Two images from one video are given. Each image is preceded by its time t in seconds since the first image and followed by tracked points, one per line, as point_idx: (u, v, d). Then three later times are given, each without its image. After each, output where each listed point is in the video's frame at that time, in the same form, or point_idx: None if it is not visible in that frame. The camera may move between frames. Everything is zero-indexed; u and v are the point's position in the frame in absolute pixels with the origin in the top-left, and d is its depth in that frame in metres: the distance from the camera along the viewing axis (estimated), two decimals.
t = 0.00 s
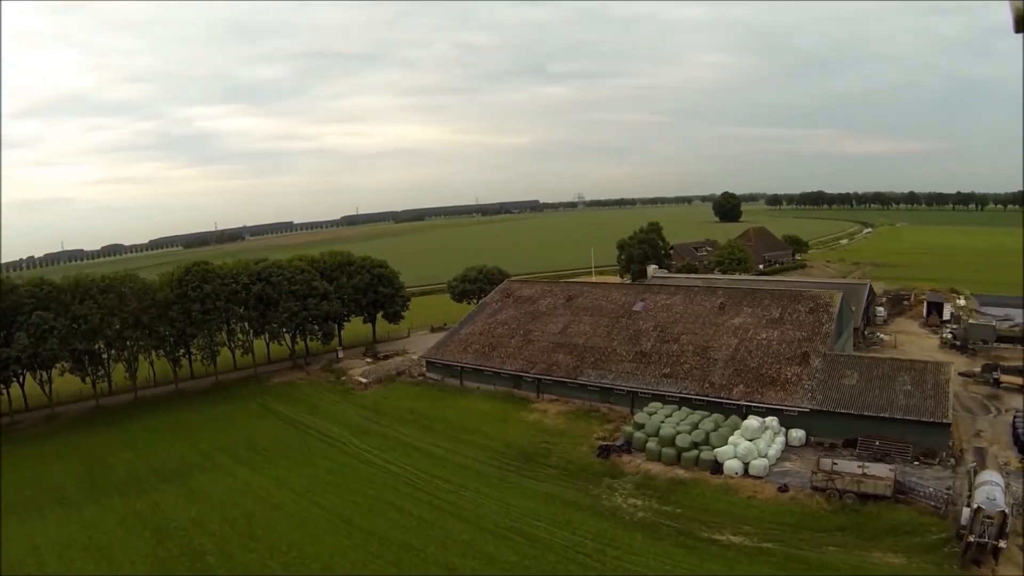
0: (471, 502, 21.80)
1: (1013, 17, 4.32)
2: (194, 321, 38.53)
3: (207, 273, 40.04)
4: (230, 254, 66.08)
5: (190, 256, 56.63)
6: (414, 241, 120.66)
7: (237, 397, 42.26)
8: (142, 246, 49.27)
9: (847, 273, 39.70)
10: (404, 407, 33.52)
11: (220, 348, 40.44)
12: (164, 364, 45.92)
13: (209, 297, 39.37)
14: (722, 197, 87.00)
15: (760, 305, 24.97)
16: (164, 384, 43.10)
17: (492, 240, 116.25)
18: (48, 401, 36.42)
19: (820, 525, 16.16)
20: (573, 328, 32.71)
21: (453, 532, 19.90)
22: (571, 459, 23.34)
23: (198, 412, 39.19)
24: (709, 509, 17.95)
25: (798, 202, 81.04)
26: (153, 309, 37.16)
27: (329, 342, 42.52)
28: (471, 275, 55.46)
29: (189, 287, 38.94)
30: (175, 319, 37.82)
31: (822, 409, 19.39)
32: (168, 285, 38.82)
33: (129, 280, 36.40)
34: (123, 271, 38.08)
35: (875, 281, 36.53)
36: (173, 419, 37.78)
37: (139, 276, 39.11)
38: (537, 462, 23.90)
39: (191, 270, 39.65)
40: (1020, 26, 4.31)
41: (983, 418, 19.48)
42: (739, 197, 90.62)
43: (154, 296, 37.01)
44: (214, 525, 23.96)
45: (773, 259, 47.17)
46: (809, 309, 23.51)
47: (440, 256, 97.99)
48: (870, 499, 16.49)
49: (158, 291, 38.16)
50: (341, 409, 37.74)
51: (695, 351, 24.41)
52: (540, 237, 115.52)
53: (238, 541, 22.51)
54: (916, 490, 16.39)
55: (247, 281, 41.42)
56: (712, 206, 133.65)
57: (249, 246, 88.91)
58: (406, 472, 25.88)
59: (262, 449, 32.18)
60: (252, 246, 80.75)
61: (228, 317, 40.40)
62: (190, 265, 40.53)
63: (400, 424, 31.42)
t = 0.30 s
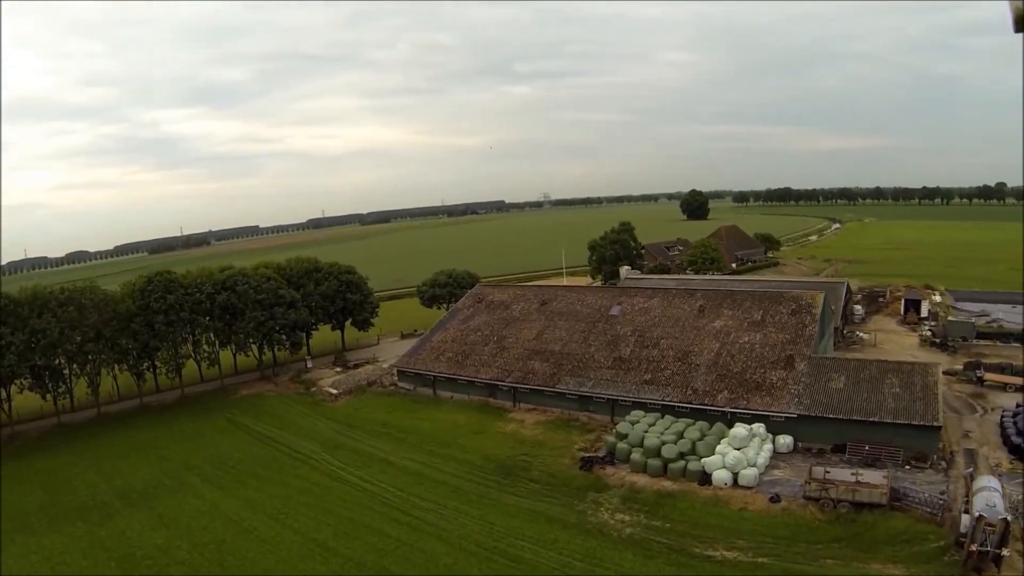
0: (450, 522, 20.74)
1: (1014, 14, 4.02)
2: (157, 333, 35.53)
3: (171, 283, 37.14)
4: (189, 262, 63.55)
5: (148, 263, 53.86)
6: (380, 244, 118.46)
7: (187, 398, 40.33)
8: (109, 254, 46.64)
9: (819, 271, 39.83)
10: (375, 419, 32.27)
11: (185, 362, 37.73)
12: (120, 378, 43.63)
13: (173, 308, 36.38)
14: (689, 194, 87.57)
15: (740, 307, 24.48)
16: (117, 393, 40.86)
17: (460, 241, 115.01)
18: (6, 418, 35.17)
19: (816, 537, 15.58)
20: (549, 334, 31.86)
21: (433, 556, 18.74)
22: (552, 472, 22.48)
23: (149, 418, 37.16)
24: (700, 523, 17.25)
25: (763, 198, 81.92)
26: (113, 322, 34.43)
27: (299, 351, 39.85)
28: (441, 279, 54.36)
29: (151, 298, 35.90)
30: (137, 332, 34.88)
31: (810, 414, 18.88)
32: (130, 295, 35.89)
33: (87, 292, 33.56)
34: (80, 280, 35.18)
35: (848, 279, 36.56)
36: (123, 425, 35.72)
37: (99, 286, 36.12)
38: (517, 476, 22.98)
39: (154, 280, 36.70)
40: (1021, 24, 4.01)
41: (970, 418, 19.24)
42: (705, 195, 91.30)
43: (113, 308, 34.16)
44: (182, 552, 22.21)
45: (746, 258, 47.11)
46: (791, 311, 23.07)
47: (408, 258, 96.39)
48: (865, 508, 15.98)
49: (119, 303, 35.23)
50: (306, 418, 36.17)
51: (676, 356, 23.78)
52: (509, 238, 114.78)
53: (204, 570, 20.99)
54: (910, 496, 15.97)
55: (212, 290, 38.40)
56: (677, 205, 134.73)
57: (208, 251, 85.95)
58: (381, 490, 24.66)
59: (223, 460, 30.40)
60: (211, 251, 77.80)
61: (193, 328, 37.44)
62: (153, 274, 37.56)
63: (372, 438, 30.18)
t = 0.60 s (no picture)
0: (435, 544, 19.78)
1: (1012, 15, 4.45)
2: (126, 345, 33.82)
3: (139, 291, 35.32)
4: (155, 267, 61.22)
5: (114, 267, 51.61)
6: (354, 247, 116.47)
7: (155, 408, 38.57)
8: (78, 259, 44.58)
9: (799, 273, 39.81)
10: (352, 432, 31.11)
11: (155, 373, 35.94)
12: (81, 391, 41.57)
13: (143, 318, 34.64)
14: (665, 195, 87.75)
15: (728, 313, 24.02)
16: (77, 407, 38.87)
17: (435, 243, 113.74)
18: None
19: (817, 553, 15.03)
20: (531, 342, 31.08)
21: None
22: (539, 488, 21.67)
23: (113, 430, 35.40)
24: (696, 539, 16.59)
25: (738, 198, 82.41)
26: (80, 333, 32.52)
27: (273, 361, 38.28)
28: (418, 285, 53.27)
29: (119, 308, 34.10)
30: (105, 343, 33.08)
31: (804, 424, 18.38)
32: (97, 305, 34.03)
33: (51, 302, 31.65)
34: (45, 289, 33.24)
35: (828, 281, 36.53)
36: (86, 438, 34.00)
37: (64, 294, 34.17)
38: (503, 493, 22.12)
39: (122, 289, 34.84)
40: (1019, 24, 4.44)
41: (963, 424, 18.99)
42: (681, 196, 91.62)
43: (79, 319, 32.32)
44: None
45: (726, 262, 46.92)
46: (780, 317, 22.68)
47: (383, 261, 94.90)
48: (866, 521, 15.52)
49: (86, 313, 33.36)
50: (276, 425, 34.77)
51: (663, 363, 23.18)
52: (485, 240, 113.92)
53: None
54: (911, 508, 15.57)
55: (183, 298, 36.63)
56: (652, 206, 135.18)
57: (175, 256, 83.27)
58: (361, 509, 23.59)
59: (194, 475, 28.97)
60: (176, 253, 75.32)
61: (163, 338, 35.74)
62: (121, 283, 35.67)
63: (350, 452, 29.03)
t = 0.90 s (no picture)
0: (424, 568, 18.93)
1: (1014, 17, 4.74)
2: (99, 355, 32.02)
3: (113, 299, 33.53)
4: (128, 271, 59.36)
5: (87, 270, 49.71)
6: (333, 251, 114.79)
7: (127, 421, 37.15)
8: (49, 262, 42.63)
9: (785, 277, 39.68)
10: (334, 446, 30.08)
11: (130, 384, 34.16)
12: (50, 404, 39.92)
13: (117, 327, 32.93)
14: (646, 197, 87.86)
15: (720, 320, 23.55)
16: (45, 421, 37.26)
17: (415, 246, 112.62)
18: None
19: (823, 574, 14.50)
20: (517, 351, 30.38)
21: None
22: (531, 507, 20.93)
23: (83, 444, 33.89)
24: (697, 559, 15.99)
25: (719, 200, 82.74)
26: (50, 344, 30.76)
27: (253, 370, 36.52)
28: (400, 291, 52.27)
29: (92, 317, 32.29)
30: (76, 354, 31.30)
31: (803, 436, 17.91)
32: (69, 314, 32.28)
33: (21, 311, 29.90)
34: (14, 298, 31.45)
35: (814, 285, 36.41)
36: (52, 453, 32.46)
37: (34, 303, 32.36)
38: (494, 511, 21.35)
39: (95, 297, 33.02)
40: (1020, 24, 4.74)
41: (962, 432, 18.68)
42: (662, 198, 91.80)
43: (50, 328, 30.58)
44: None
45: (710, 265, 46.73)
46: (775, 324, 22.30)
47: (363, 265, 93.60)
48: (872, 539, 15.06)
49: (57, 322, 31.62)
50: (251, 439, 33.57)
51: (655, 373, 22.63)
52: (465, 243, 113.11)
53: None
54: (917, 523, 15.16)
55: (159, 306, 34.84)
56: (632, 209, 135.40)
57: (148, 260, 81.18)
58: (345, 530, 22.67)
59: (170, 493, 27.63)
60: (149, 256, 73.29)
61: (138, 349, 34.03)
62: (93, 291, 33.84)
63: (331, 468, 28.02)
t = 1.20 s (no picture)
0: None
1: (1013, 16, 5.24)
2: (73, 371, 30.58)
3: (86, 312, 32.07)
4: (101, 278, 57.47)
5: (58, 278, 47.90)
6: (312, 256, 112.93)
7: (100, 438, 35.62)
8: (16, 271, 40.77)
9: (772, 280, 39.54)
10: (318, 464, 29.08)
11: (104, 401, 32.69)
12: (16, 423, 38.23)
13: (91, 341, 31.60)
14: (628, 200, 87.88)
15: (715, 329, 23.10)
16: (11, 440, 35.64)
17: (397, 251, 111.47)
18: None
19: None
20: (506, 363, 29.65)
21: None
22: (525, 527, 20.20)
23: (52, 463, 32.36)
24: None
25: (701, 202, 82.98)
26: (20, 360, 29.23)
27: (234, 384, 35.33)
28: (383, 300, 51.28)
29: (64, 331, 30.81)
30: (48, 370, 29.81)
31: (806, 449, 17.45)
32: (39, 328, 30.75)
33: None
34: None
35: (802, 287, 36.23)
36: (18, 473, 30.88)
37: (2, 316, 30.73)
38: (488, 533, 20.60)
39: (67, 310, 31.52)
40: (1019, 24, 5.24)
41: (964, 440, 18.37)
42: (644, 201, 91.89)
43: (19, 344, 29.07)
44: None
45: (695, 269, 46.41)
46: (771, 332, 21.92)
47: (344, 270, 92.22)
48: (881, 556, 14.63)
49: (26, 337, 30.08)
50: (231, 456, 32.31)
51: (650, 385, 22.07)
52: (447, 247, 112.24)
53: None
54: (926, 539, 14.78)
55: (134, 319, 33.43)
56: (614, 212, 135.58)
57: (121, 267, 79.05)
58: (332, 555, 21.71)
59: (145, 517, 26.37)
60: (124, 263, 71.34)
61: (113, 363, 32.61)
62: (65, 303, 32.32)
63: (316, 487, 27.03)
